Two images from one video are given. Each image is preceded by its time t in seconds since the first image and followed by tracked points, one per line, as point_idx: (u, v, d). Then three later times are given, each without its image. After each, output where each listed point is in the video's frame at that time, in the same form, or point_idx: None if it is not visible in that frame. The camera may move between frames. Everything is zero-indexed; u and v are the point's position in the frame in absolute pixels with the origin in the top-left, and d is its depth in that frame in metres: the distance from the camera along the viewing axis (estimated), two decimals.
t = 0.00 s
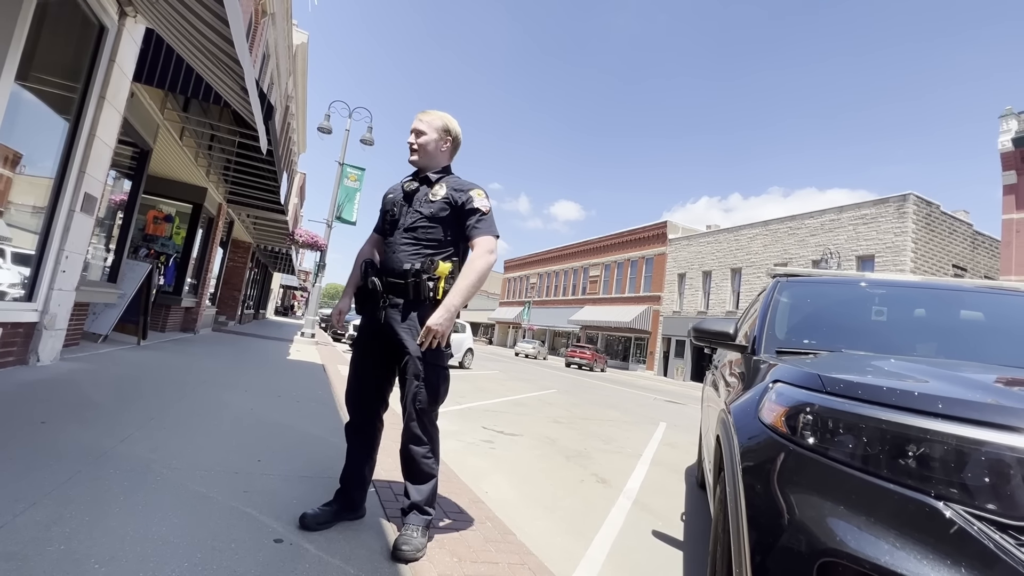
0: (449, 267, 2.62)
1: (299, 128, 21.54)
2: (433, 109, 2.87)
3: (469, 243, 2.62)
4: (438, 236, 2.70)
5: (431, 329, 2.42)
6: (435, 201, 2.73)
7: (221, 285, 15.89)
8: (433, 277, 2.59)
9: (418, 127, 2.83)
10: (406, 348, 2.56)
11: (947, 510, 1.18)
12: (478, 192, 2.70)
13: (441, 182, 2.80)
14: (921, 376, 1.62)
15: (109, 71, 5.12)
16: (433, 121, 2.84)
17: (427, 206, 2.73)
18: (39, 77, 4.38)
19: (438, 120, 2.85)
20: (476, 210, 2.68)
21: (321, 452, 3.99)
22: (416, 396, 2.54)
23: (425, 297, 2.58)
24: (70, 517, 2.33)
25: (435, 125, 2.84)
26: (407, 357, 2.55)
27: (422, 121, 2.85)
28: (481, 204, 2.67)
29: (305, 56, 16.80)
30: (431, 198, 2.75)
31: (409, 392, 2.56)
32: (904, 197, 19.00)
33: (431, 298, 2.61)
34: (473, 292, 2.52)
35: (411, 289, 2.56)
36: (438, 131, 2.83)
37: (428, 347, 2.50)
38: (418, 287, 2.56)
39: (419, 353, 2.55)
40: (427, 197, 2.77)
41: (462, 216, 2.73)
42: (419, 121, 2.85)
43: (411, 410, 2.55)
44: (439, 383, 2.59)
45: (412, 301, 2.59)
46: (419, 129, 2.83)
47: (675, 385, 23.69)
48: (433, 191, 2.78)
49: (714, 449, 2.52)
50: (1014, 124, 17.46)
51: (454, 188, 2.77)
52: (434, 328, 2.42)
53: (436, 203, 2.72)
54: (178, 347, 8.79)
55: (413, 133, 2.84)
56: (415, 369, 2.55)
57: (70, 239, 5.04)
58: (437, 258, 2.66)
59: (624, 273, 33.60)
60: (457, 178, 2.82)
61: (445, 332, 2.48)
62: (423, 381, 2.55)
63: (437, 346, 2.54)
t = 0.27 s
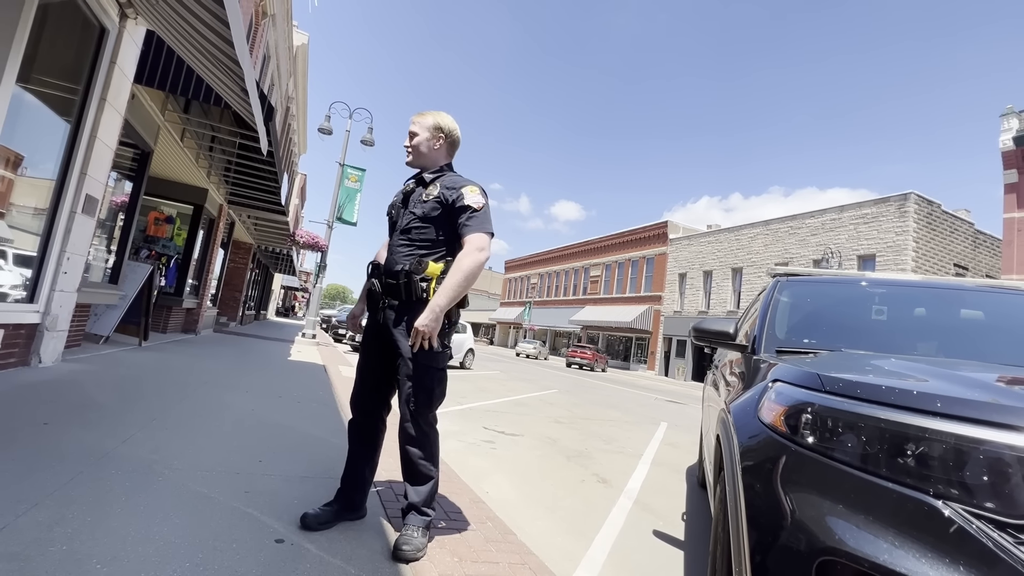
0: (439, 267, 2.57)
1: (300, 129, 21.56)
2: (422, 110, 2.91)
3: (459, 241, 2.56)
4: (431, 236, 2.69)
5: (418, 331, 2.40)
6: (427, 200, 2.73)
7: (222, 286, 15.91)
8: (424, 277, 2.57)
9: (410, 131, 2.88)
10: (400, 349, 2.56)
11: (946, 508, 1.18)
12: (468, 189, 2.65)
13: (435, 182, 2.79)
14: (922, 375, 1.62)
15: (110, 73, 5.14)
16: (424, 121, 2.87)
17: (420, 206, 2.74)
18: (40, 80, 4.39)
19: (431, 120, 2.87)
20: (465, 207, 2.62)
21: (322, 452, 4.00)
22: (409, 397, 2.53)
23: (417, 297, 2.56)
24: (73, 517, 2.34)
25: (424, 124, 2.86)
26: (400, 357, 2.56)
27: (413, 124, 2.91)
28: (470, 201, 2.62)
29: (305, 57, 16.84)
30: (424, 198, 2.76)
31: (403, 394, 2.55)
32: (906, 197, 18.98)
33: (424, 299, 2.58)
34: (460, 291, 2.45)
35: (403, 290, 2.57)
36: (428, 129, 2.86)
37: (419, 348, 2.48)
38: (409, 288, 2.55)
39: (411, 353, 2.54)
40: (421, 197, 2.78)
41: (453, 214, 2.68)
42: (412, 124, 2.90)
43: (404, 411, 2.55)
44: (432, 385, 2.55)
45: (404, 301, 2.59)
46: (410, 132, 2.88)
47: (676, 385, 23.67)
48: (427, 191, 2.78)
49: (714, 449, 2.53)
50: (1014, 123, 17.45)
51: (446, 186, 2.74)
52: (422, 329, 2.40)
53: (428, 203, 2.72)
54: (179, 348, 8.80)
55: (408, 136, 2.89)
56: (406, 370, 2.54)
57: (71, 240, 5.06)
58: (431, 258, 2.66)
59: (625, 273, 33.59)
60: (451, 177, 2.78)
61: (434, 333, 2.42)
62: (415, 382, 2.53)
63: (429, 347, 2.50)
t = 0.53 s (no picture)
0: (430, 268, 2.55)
1: (300, 130, 21.57)
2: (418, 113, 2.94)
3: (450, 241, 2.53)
4: (426, 237, 2.69)
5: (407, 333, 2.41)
6: (422, 201, 2.74)
7: (223, 287, 15.94)
8: (417, 278, 2.57)
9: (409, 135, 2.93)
10: (394, 349, 2.59)
11: (947, 508, 1.18)
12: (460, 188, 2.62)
13: (432, 184, 2.78)
14: (923, 375, 1.61)
15: (111, 75, 5.15)
16: (421, 123, 2.90)
17: (416, 207, 2.75)
18: (42, 82, 4.40)
19: (427, 121, 2.89)
20: (457, 207, 2.60)
21: (323, 453, 4.01)
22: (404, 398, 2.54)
23: (410, 298, 2.57)
24: (75, 518, 2.34)
25: (420, 125, 2.89)
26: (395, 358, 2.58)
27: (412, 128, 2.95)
28: (462, 200, 2.59)
29: (306, 58, 16.87)
30: (420, 199, 2.76)
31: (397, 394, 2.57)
32: (907, 196, 18.95)
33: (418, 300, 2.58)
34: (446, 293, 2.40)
35: (397, 291, 2.58)
36: (425, 130, 2.88)
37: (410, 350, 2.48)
38: (402, 289, 2.56)
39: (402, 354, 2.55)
40: (418, 198, 2.79)
41: (446, 214, 2.67)
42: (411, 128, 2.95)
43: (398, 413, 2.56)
44: (424, 387, 2.54)
45: (399, 303, 2.61)
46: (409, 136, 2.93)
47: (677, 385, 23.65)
48: (423, 192, 2.79)
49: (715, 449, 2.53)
50: (1016, 122, 17.43)
51: (440, 186, 2.72)
52: (410, 331, 2.41)
53: (422, 204, 2.72)
54: (180, 349, 8.81)
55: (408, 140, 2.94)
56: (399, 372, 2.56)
57: (73, 242, 5.07)
58: (426, 259, 2.66)
59: (625, 273, 33.58)
60: (447, 177, 2.76)
61: (422, 334, 2.42)
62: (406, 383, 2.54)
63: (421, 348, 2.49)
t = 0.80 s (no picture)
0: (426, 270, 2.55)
1: (300, 131, 21.58)
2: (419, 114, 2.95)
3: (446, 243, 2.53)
4: (425, 238, 2.71)
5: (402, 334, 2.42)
6: (422, 202, 2.76)
7: (224, 289, 15.95)
8: (414, 279, 2.59)
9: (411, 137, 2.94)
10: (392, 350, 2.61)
11: (948, 506, 1.18)
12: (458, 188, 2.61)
13: (432, 185, 2.79)
14: (922, 374, 1.62)
15: (112, 76, 5.16)
16: (422, 124, 2.90)
17: (417, 209, 2.77)
18: (43, 83, 4.41)
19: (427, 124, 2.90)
20: (454, 208, 2.59)
21: (324, 453, 4.01)
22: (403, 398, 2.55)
23: (407, 299, 2.58)
24: (77, 519, 2.35)
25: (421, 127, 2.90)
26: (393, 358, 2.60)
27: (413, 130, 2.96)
28: (460, 201, 2.58)
29: (306, 59, 16.88)
30: (421, 200, 2.79)
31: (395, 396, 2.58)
32: (908, 195, 18.94)
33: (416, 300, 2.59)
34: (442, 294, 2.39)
35: (395, 292, 2.61)
36: (426, 131, 2.88)
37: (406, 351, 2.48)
38: (400, 289, 2.58)
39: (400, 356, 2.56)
40: (419, 200, 2.81)
41: (444, 215, 2.67)
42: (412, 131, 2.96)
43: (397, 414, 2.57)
44: (421, 389, 2.53)
45: (398, 304, 2.63)
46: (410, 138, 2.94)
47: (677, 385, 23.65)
48: (424, 193, 2.81)
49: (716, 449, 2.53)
50: (1016, 120, 17.44)
51: (439, 188, 2.72)
52: (405, 332, 2.42)
53: (422, 205, 2.74)
54: (181, 350, 8.82)
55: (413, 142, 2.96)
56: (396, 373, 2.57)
57: (74, 243, 5.08)
58: (425, 260, 2.68)
59: (626, 273, 33.58)
60: (445, 179, 2.76)
61: (417, 335, 2.42)
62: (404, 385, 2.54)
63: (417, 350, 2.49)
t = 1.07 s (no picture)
0: (435, 270, 2.58)
1: (300, 132, 21.60)
2: (430, 112, 2.92)
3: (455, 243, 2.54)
4: (431, 238, 2.70)
5: (411, 335, 2.41)
6: (429, 202, 2.74)
7: (225, 290, 15.97)
8: (421, 279, 2.58)
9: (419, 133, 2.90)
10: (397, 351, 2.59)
11: (950, 505, 1.18)
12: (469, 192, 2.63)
13: (439, 185, 2.79)
14: (924, 373, 1.62)
15: (112, 78, 5.17)
16: (433, 123, 2.88)
17: (423, 208, 2.75)
18: (44, 86, 4.41)
19: (437, 122, 2.89)
20: (465, 209, 2.62)
21: (325, 454, 4.01)
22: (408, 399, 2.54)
23: (415, 300, 2.57)
24: (80, 521, 2.35)
25: (432, 126, 2.88)
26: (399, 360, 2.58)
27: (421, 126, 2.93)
28: (472, 203, 2.61)
29: (306, 60, 16.89)
30: (427, 200, 2.76)
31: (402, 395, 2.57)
32: (908, 194, 18.94)
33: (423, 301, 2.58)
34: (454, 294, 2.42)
35: (401, 292, 2.59)
36: (437, 131, 2.87)
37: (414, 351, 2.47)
38: (407, 289, 2.57)
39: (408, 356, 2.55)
40: (425, 199, 2.78)
41: (452, 216, 2.68)
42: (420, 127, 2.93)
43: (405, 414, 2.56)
44: (428, 388, 2.53)
45: (404, 304, 2.61)
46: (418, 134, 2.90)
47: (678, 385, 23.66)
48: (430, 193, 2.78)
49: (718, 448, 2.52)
50: (1016, 119, 17.44)
51: (448, 188, 2.73)
52: (414, 333, 2.40)
53: (429, 205, 2.72)
54: (182, 352, 8.83)
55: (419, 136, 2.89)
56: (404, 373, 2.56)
57: (75, 245, 5.08)
58: (431, 261, 2.66)
59: (626, 273, 33.58)
60: (452, 180, 2.78)
61: (427, 336, 2.41)
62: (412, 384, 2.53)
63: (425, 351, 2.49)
